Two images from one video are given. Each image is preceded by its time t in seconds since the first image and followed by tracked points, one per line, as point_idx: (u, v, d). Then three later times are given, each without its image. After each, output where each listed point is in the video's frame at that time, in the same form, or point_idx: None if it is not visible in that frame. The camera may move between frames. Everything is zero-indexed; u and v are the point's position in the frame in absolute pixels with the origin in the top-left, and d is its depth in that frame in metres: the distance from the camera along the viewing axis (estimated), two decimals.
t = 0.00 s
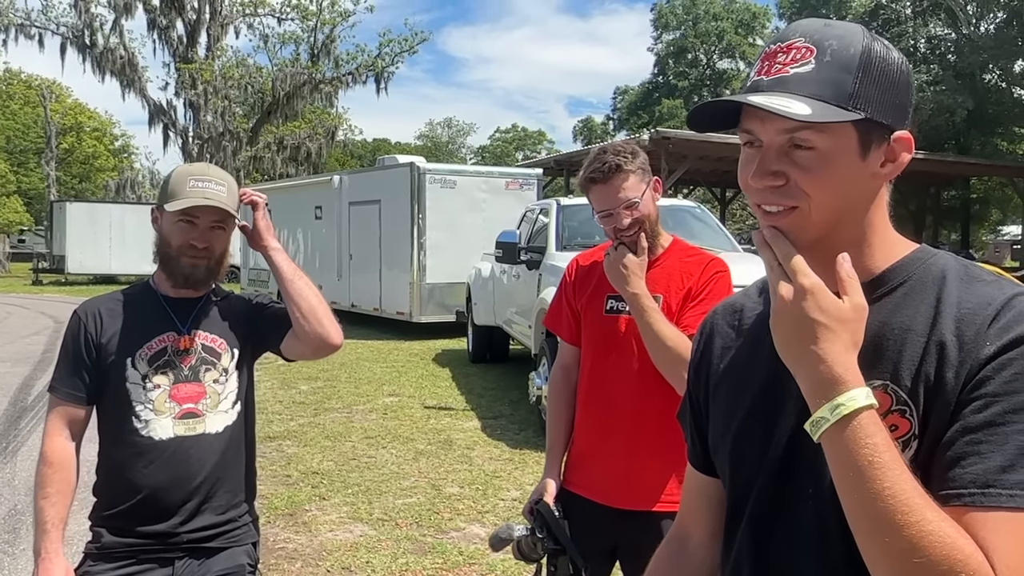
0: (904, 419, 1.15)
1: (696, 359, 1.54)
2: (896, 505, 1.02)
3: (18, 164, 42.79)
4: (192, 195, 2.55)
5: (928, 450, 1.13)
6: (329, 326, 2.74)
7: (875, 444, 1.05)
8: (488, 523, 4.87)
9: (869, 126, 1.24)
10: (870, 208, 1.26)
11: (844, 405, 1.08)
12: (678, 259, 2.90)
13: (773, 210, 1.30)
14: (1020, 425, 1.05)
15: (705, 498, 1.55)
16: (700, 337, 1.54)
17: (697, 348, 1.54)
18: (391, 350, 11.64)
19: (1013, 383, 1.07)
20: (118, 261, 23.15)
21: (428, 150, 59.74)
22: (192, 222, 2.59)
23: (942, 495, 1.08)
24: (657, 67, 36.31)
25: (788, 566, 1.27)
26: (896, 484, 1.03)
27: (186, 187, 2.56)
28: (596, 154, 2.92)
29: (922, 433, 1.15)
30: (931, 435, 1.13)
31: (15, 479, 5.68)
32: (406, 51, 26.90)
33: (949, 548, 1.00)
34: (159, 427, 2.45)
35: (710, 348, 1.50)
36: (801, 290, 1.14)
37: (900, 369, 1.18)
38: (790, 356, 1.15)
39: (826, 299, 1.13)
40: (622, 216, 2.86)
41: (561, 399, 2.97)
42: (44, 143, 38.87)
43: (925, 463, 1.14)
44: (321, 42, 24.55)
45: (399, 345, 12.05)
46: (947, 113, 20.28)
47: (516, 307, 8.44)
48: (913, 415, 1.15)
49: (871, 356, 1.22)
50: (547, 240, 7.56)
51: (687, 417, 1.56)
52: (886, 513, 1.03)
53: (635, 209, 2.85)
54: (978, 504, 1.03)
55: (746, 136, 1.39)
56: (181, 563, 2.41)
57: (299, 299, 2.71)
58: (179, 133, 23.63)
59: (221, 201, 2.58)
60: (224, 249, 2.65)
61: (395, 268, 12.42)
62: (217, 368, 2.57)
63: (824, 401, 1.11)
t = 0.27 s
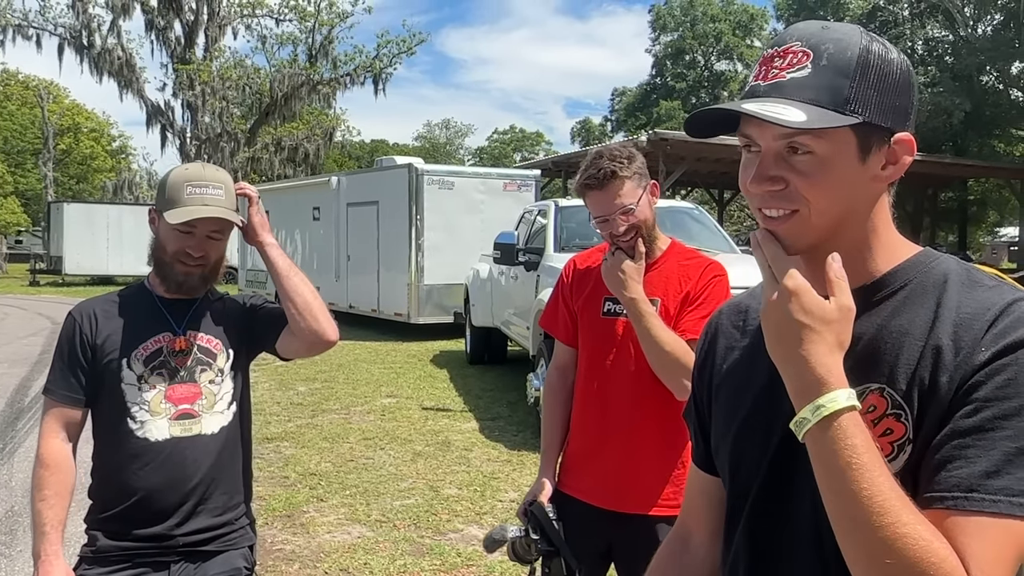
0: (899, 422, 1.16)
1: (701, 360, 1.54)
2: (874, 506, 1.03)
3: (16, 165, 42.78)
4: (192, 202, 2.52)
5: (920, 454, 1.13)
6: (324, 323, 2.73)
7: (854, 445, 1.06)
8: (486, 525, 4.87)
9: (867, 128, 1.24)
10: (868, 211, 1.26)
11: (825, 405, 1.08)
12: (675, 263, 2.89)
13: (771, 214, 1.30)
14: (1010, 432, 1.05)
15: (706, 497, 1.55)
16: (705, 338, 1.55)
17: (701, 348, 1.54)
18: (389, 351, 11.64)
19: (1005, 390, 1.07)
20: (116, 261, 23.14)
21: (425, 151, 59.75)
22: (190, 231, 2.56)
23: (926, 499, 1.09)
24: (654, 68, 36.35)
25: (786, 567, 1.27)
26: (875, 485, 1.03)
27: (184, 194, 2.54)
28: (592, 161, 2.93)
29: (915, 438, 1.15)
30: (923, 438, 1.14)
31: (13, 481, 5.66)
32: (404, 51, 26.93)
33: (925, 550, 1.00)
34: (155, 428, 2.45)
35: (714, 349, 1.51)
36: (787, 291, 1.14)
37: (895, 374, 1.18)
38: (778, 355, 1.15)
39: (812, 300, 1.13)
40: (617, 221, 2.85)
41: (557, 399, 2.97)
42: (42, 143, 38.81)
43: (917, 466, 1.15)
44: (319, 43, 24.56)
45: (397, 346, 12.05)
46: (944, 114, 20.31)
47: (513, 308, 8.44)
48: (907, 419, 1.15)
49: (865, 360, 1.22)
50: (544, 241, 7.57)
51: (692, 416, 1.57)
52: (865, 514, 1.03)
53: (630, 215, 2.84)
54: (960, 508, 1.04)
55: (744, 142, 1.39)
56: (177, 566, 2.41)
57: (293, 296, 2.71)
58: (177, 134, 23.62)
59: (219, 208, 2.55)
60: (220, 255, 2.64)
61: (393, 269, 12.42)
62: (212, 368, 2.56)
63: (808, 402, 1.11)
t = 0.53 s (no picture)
0: (902, 426, 1.16)
1: (703, 361, 1.55)
2: (873, 512, 1.03)
3: (13, 165, 42.76)
4: (176, 206, 2.50)
5: (921, 458, 1.13)
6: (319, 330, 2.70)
7: (855, 450, 1.06)
8: (485, 526, 4.87)
9: (879, 128, 1.24)
10: (874, 211, 1.27)
11: (825, 410, 1.09)
12: (674, 264, 2.88)
13: (780, 215, 1.30)
14: (1011, 437, 1.05)
15: (710, 500, 1.55)
16: (708, 341, 1.55)
17: (704, 350, 1.55)
18: (387, 353, 11.63)
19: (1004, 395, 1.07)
20: (113, 262, 23.12)
21: (424, 152, 59.81)
22: (178, 233, 2.54)
23: (927, 503, 1.09)
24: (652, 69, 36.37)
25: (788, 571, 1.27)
26: (873, 489, 1.04)
27: (168, 197, 2.52)
28: (586, 166, 2.92)
29: (917, 441, 1.15)
30: (926, 442, 1.14)
31: (10, 482, 5.66)
32: (403, 53, 26.98)
33: (924, 557, 1.01)
34: (151, 429, 2.44)
35: (715, 350, 1.52)
36: (786, 293, 1.15)
37: (898, 377, 1.19)
38: (781, 360, 1.15)
39: (813, 304, 1.13)
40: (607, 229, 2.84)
41: (556, 399, 2.97)
42: (40, 144, 38.80)
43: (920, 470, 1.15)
44: (317, 44, 24.58)
45: (395, 348, 12.04)
46: (942, 116, 20.34)
47: (512, 309, 8.44)
48: (910, 422, 1.16)
49: (868, 363, 1.23)
50: (543, 242, 7.57)
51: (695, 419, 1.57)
52: (864, 520, 1.03)
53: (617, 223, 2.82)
54: (961, 513, 1.04)
55: (754, 142, 1.38)
56: (174, 569, 2.40)
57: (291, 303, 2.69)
58: (175, 135, 23.62)
59: (204, 209, 2.52)
60: (214, 253, 2.63)
61: (391, 270, 12.42)
62: (209, 370, 2.56)
63: (808, 405, 1.11)
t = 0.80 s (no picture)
0: (914, 424, 1.16)
1: (698, 358, 1.54)
2: (903, 518, 1.03)
3: (11, 165, 42.79)
4: (173, 215, 2.48)
5: (936, 457, 1.13)
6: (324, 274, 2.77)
7: (882, 456, 1.05)
8: (483, 527, 4.87)
9: (901, 118, 1.27)
10: (885, 206, 1.27)
11: (850, 415, 1.07)
12: (674, 263, 2.88)
13: (807, 196, 1.30)
14: None
15: (702, 499, 1.56)
16: (701, 337, 1.55)
17: (698, 347, 1.54)
18: (386, 353, 11.63)
19: None
20: (112, 263, 23.11)
21: (423, 152, 59.84)
22: (172, 242, 2.51)
23: (951, 505, 1.09)
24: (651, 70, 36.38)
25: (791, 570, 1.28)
26: (904, 496, 1.03)
27: (166, 207, 2.49)
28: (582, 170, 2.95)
29: (931, 439, 1.15)
30: (941, 441, 1.14)
31: (8, 482, 5.66)
32: (402, 54, 27.00)
33: (957, 562, 1.01)
34: (147, 429, 2.44)
35: (712, 346, 1.51)
36: (807, 296, 1.13)
37: (911, 375, 1.18)
38: (796, 362, 1.14)
39: (835, 307, 1.12)
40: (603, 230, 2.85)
41: (555, 401, 2.97)
42: (38, 144, 38.78)
43: (934, 468, 1.15)
44: (316, 45, 24.58)
45: (393, 348, 12.03)
46: (940, 117, 20.35)
47: (510, 310, 8.44)
48: (923, 420, 1.16)
49: (879, 360, 1.22)
50: (542, 243, 7.58)
51: (688, 416, 1.57)
52: (897, 527, 1.03)
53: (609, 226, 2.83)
54: (990, 516, 1.04)
55: (777, 121, 1.39)
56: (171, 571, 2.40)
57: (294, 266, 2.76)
58: (174, 135, 23.61)
59: (202, 220, 2.51)
60: (209, 261, 2.61)
61: (390, 271, 12.42)
62: (204, 367, 2.56)
63: (827, 413, 1.10)
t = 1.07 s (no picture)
0: (925, 425, 1.16)
1: (696, 358, 1.53)
2: (910, 517, 1.03)
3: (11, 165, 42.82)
4: (170, 213, 2.48)
5: (949, 457, 1.13)
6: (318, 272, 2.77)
7: (888, 453, 1.05)
8: (482, 528, 4.86)
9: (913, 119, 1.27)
10: (896, 207, 1.27)
11: (857, 413, 1.07)
12: (678, 265, 2.89)
13: (819, 202, 1.29)
14: None
15: (699, 499, 1.55)
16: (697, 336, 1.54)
17: (697, 346, 1.53)
18: (384, 354, 11.62)
19: None
20: (110, 263, 23.10)
21: (422, 153, 59.86)
22: (168, 243, 2.51)
23: (957, 504, 1.09)
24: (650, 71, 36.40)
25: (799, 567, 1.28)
26: (908, 492, 1.03)
27: (162, 205, 2.49)
28: (591, 175, 2.94)
29: (941, 440, 1.15)
30: (950, 442, 1.14)
31: (7, 482, 5.66)
32: (401, 55, 27.02)
33: (963, 561, 1.01)
34: (145, 430, 2.44)
35: (712, 346, 1.50)
36: (817, 293, 1.13)
37: (921, 377, 1.18)
38: (804, 359, 1.14)
39: (844, 305, 1.12)
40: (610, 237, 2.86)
41: (558, 402, 2.97)
42: (37, 144, 38.78)
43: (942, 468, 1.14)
44: (316, 45, 24.58)
45: (392, 349, 12.03)
46: (939, 118, 20.35)
47: (509, 311, 8.44)
48: (933, 421, 1.15)
49: (891, 356, 1.22)
50: (541, 244, 7.57)
51: (686, 416, 1.56)
52: (902, 525, 1.03)
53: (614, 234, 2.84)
54: (996, 514, 1.04)
55: (787, 127, 1.37)
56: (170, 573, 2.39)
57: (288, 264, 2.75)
58: (173, 136, 23.60)
59: (199, 219, 2.50)
60: (204, 263, 2.59)
61: (389, 271, 12.42)
62: (202, 368, 2.56)
63: (833, 412, 1.10)
